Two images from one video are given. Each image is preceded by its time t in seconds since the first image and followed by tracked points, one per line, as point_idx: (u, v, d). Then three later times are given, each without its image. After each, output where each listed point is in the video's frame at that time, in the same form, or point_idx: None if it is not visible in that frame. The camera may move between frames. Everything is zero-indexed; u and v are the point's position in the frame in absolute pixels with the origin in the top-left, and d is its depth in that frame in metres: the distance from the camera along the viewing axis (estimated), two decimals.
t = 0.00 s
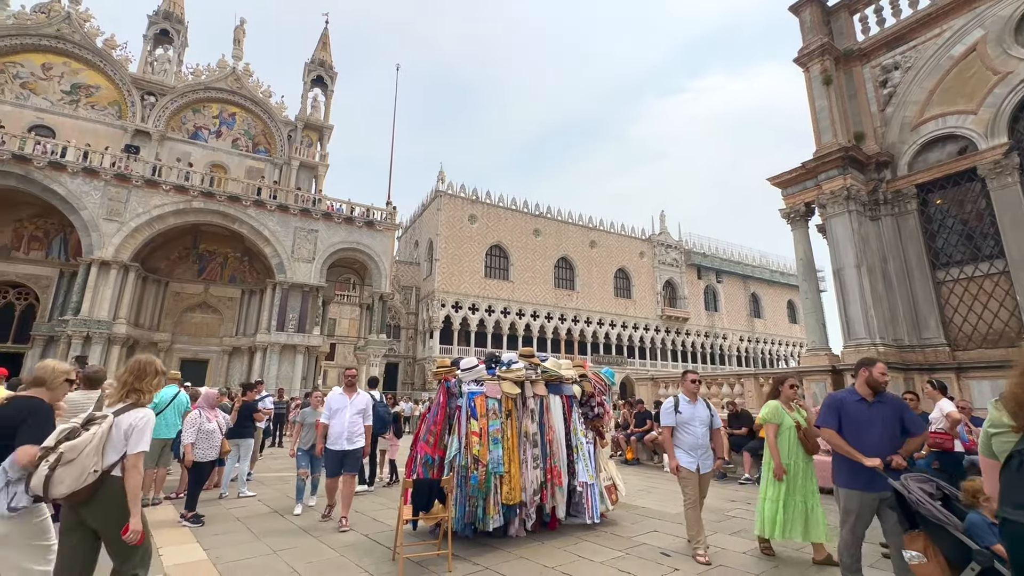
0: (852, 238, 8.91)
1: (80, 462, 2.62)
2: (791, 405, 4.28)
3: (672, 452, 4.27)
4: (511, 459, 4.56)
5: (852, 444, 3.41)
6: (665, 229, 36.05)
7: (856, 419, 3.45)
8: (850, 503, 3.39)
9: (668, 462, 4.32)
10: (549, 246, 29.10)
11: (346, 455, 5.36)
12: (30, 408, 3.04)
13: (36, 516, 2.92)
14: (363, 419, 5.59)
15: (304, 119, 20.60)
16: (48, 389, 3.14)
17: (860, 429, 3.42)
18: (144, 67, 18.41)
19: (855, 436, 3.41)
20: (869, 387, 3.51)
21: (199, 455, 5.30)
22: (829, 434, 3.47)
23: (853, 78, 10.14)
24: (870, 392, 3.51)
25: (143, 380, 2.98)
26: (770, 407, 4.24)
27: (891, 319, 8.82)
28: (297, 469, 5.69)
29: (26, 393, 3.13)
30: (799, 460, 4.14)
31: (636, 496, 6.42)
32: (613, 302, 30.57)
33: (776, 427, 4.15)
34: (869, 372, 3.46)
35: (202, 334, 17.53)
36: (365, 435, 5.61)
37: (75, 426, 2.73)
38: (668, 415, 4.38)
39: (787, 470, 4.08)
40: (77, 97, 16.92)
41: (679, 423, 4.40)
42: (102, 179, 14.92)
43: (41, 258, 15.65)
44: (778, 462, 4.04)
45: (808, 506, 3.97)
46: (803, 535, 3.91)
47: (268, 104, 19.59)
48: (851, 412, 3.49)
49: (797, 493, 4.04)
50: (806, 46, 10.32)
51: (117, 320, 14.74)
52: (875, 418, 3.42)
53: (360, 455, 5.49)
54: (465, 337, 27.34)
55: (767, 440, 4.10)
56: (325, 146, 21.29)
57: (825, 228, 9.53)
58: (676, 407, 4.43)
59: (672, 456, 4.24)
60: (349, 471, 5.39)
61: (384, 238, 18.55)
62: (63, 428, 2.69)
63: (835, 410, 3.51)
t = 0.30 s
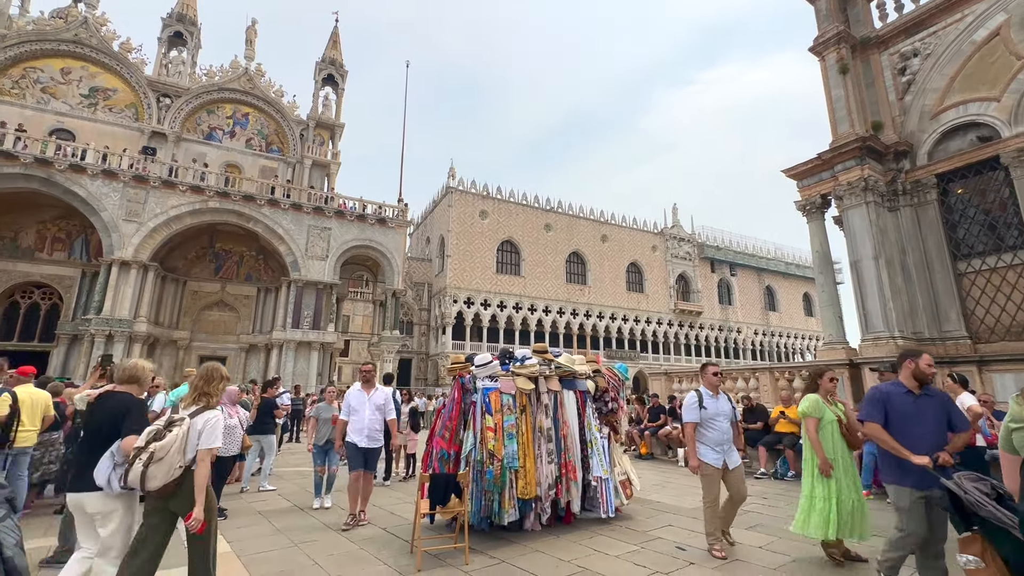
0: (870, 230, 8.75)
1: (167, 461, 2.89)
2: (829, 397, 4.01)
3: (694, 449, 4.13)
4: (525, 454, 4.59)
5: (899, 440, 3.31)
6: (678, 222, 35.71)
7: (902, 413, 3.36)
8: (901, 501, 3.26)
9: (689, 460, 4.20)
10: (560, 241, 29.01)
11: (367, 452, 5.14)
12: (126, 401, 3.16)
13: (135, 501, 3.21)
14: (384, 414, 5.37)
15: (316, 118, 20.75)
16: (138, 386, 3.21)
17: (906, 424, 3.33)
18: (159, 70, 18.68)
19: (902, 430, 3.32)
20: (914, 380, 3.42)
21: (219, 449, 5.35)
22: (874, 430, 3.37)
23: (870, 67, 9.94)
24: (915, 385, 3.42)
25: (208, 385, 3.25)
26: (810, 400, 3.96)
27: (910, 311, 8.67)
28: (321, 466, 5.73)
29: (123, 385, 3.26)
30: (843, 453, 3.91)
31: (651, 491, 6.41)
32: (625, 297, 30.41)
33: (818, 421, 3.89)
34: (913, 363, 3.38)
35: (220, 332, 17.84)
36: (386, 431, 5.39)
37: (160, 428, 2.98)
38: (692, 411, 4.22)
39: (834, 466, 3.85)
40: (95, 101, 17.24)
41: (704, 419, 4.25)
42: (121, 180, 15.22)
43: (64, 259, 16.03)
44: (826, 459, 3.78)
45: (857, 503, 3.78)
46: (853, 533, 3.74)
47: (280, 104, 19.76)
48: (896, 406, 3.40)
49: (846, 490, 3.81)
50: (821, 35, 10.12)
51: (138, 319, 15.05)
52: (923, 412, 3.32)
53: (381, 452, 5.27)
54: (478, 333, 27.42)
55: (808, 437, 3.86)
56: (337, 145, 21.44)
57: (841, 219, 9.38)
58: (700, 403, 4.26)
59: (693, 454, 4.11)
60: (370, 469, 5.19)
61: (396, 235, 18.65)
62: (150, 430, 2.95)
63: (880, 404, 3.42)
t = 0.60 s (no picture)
0: (880, 223, 8.65)
1: (236, 445, 3.13)
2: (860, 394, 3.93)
3: (725, 446, 3.92)
4: (535, 449, 4.62)
5: (940, 438, 3.22)
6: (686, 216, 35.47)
7: (941, 410, 3.28)
8: (950, 503, 3.11)
9: (721, 459, 3.97)
10: (568, 237, 28.95)
11: (377, 450, 5.15)
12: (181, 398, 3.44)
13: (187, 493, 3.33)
14: (394, 411, 5.34)
15: (323, 117, 20.83)
16: (188, 385, 3.45)
17: (946, 421, 3.25)
18: (168, 71, 18.86)
19: (942, 427, 3.24)
20: (949, 375, 3.38)
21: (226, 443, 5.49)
22: (916, 427, 3.26)
23: (881, 58, 9.80)
24: (951, 382, 3.37)
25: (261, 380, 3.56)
26: (841, 397, 3.89)
27: (922, 304, 8.58)
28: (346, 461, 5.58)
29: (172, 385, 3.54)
30: (878, 451, 3.83)
31: (660, 485, 6.43)
32: (634, 292, 30.30)
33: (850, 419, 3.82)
34: (947, 357, 3.36)
35: (232, 330, 18.05)
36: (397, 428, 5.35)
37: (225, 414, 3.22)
38: (716, 407, 4.06)
39: (867, 465, 3.77)
40: (107, 103, 17.45)
41: (729, 416, 4.08)
42: (133, 181, 15.42)
43: (79, 259, 16.30)
44: (860, 460, 3.71)
45: (897, 503, 3.68)
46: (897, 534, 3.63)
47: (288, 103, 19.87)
48: (934, 402, 3.32)
49: (883, 490, 3.72)
50: (831, 26, 9.99)
51: (152, 317, 15.27)
52: (962, 410, 3.25)
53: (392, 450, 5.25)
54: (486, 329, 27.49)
55: (842, 436, 3.77)
56: (344, 143, 21.52)
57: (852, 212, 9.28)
58: (722, 398, 4.12)
59: (725, 451, 3.90)
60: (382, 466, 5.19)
61: (404, 232, 18.72)
62: (217, 417, 3.20)
63: (920, 400, 3.32)
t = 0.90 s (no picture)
0: (886, 217, 8.59)
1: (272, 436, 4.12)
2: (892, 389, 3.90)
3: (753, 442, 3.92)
4: (540, 445, 4.64)
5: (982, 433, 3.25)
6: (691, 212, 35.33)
7: (981, 406, 3.33)
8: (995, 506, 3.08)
9: (750, 454, 3.96)
10: (572, 233, 28.92)
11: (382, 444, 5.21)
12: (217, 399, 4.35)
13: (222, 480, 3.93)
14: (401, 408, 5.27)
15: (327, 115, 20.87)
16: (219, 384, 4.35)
17: (986, 417, 3.30)
18: (172, 72, 18.94)
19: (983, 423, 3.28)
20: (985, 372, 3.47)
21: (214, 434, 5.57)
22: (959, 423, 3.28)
23: (886, 51, 9.73)
24: (987, 378, 3.46)
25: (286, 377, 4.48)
26: (875, 392, 3.84)
27: (928, 299, 8.52)
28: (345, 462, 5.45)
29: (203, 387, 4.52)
30: (910, 448, 3.78)
31: (666, 480, 6.45)
32: (638, 288, 30.24)
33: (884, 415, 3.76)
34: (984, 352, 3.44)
35: (237, 328, 18.15)
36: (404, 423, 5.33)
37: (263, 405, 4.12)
38: (745, 400, 4.02)
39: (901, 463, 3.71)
40: (112, 103, 17.55)
41: (760, 408, 4.04)
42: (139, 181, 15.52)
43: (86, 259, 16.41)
44: (894, 456, 3.67)
45: (932, 501, 3.63)
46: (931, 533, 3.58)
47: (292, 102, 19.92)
48: (975, 398, 3.36)
49: (916, 488, 3.66)
50: (835, 19, 9.91)
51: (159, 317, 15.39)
52: (999, 406, 3.33)
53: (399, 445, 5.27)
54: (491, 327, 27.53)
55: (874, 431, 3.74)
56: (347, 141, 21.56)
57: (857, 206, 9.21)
58: (754, 390, 4.06)
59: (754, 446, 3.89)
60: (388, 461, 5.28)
61: (408, 230, 18.76)
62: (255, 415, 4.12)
63: (962, 396, 3.36)
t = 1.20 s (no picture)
0: (887, 213, 8.57)
1: (297, 429, 4.22)
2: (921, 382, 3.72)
3: (780, 436, 3.72)
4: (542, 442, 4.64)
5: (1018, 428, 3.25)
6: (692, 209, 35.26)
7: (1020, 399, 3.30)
8: None
9: (776, 449, 3.74)
10: (572, 231, 28.90)
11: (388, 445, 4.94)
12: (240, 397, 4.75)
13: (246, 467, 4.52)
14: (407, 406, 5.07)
15: (327, 114, 20.84)
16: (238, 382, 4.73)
17: None
18: (173, 71, 18.95)
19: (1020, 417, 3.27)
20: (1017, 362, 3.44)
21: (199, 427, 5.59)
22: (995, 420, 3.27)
23: (887, 47, 9.70)
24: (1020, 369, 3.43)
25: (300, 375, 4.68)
26: (905, 388, 3.65)
27: (930, 295, 8.51)
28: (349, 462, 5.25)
29: (222, 385, 4.81)
30: (942, 446, 3.61)
31: (668, 477, 6.45)
32: (639, 286, 30.24)
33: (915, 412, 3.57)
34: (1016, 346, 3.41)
35: (239, 327, 18.17)
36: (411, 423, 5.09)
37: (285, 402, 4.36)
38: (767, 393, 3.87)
39: (936, 462, 3.53)
40: (112, 103, 17.55)
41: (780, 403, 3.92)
42: (140, 181, 15.53)
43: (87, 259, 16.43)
44: (928, 457, 3.47)
45: (964, 502, 3.47)
46: (962, 537, 3.43)
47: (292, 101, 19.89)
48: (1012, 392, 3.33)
49: (949, 489, 3.50)
50: (836, 15, 9.89)
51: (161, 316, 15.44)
52: None
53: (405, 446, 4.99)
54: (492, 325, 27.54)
55: (906, 429, 3.54)
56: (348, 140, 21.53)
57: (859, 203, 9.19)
58: (773, 384, 3.94)
59: (782, 440, 3.69)
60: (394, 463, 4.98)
61: (409, 229, 18.76)
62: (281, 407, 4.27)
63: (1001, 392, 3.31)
